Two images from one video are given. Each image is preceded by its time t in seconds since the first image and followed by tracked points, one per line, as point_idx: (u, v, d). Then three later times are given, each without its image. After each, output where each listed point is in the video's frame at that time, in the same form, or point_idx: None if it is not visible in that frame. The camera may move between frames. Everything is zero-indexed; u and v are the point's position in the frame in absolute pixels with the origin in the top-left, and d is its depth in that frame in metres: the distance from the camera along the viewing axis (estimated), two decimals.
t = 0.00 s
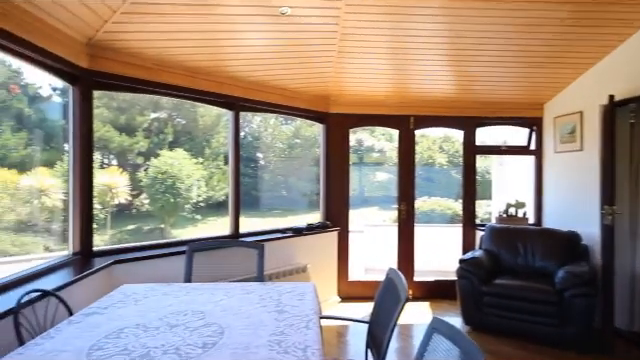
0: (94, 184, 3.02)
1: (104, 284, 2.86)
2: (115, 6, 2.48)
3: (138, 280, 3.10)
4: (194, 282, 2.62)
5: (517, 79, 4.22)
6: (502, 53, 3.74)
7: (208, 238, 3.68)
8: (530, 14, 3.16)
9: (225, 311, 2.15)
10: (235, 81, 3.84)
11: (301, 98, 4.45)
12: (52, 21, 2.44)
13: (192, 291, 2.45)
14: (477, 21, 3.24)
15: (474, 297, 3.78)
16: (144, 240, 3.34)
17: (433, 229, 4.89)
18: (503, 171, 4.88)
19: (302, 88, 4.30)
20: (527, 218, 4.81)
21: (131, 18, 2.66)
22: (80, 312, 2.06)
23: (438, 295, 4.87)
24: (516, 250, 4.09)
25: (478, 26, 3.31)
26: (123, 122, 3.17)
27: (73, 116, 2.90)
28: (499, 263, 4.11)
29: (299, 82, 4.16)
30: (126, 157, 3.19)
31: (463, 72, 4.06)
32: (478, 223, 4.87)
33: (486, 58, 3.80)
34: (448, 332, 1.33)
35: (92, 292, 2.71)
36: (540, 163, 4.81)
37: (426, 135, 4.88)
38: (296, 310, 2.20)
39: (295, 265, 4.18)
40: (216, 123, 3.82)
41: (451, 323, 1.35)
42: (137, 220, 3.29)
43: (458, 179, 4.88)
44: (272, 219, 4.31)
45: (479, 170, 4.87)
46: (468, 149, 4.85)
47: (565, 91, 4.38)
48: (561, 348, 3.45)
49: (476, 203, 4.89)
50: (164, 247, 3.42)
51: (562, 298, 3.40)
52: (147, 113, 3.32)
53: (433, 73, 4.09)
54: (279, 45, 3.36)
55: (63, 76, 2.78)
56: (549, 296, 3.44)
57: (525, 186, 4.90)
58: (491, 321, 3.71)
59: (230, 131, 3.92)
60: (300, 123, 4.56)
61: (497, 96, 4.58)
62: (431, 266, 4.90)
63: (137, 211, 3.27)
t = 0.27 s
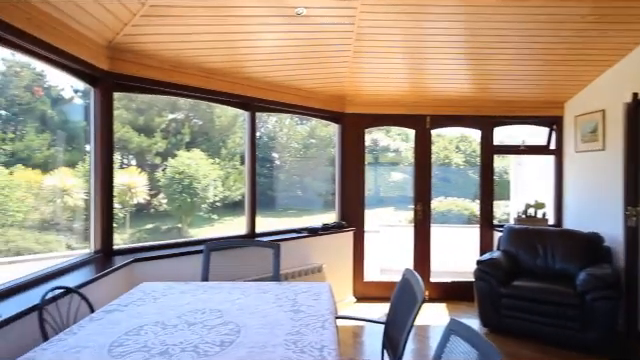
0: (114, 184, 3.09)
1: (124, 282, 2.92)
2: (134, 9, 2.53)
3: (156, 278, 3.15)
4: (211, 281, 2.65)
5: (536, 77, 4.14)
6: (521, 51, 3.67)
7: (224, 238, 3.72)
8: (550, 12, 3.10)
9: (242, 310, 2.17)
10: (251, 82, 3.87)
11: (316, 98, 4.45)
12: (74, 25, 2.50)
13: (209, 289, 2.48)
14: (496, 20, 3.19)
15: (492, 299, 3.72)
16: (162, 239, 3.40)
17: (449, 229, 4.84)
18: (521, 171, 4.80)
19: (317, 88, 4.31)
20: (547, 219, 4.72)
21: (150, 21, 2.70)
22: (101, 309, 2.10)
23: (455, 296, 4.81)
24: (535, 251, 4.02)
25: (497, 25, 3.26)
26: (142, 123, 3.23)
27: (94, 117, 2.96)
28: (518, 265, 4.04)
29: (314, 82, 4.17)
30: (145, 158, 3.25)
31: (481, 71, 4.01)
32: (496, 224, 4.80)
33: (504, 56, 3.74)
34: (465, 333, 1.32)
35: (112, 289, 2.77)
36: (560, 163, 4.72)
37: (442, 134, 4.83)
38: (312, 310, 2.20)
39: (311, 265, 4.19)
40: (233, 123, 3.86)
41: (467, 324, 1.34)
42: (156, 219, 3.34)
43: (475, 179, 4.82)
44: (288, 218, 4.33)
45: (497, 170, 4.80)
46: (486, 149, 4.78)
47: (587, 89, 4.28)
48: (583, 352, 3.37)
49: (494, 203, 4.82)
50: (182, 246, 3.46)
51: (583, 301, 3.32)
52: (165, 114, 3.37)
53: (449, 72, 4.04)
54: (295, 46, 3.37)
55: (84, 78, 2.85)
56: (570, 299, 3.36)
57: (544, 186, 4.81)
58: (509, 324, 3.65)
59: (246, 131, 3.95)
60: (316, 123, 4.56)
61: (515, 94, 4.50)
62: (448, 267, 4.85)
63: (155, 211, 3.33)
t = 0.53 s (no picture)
0: (132, 184, 3.14)
1: (141, 280, 2.97)
2: (151, 11, 2.57)
3: (172, 277, 3.19)
4: (226, 280, 2.67)
5: (554, 76, 4.07)
6: (539, 50, 3.61)
7: (239, 237, 3.74)
8: (569, 10, 3.03)
9: (257, 309, 2.18)
10: (265, 82, 3.89)
11: (330, 98, 4.45)
12: (93, 28, 2.55)
13: (225, 288, 2.50)
14: (513, 18, 3.14)
15: (508, 301, 3.67)
16: (179, 238, 3.44)
17: (465, 230, 4.78)
18: (539, 171, 4.72)
19: (331, 88, 4.31)
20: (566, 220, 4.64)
21: (166, 24, 2.73)
22: (120, 307, 2.14)
23: (471, 297, 4.76)
24: (553, 253, 3.94)
25: (514, 23, 3.20)
26: (158, 123, 3.28)
27: (112, 119, 3.02)
28: (535, 266, 3.98)
29: (328, 82, 4.17)
30: (161, 158, 3.29)
31: (497, 69, 3.95)
32: (513, 225, 4.73)
33: (521, 55, 3.68)
34: (482, 337, 1.29)
35: (129, 288, 2.82)
36: (580, 163, 4.63)
37: (457, 134, 4.78)
38: (326, 310, 2.20)
39: (325, 265, 4.19)
40: (247, 123, 3.88)
41: (484, 327, 1.32)
42: (172, 219, 3.39)
43: (491, 179, 4.76)
44: (302, 218, 4.34)
45: (513, 170, 4.73)
46: (503, 149, 4.71)
47: (607, 87, 4.18)
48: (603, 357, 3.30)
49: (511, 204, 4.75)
50: (197, 245, 3.50)
51: (603, 303, 3.25)
52: (181, 115, 3.40)
53: (464, 72, 4.00)
54: (309, 46, 3.37)
55: (103, 80, 2.90)
56: (590, 302, 3.29)
57: (563, 186, 4.72)
58: (526, 326, 3.59)
59: (261, 131, 3.97)
60: (330, 123, 4.56)
61: (533, 93, 4.42)
62: (463, 268, 4.80)
63: (171, 210, 3.37)
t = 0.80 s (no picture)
0: (149, 184, 3.19)
1: (158, 278, 3.01)
2: (169, 14, 2.61)
3: (189, 276, 3.23)
4: (242, 280, 2.69)
5: (574, 74, 3.99)
6: (558, 47, 3.54)
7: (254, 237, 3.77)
8: (590, 7, 2.97)
9: (273, 309, 2.19)
10: (280, 83, 3.91)
11: (345, 98, 4.45)
12: (113, 30, 2.60)
13: (240, 287, 2.52)
14: (531, 16, 3.08)
15: (527, 303, 3.61)
16: (195, 237, 3.48)
17: (481, 230, 4.72)
18: (558, 171, 4.63)
19: (346, 88, 4.30)
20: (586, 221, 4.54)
21: (183, 26, 2.77)
22: (138, 305, 2.17)
23: (487, 299, 4.70)
24: (573, 254, 3.86)
25: (532, 21, 3.15)
26: (175, 124, 3.32)
27: (130, 120, 3.07)
28: (554, 268, 3.90)
29: (343, 82, 4.16)
30: (177, 158, 3.34)
31: (514, 68, 3.89)
32: (531, 226, 4.65)
33: (540, 53, 3.61)
34: (501, 340, 1.26)
35: (147, 286, 2.86)
36: (601, 163, 4.52)
37: (473, 133, 4.73)
38: (341, 310, 2.20)
39: (339, 265, 4.19)
40: (262, 124, 3.91)
41: (503, 330, 1.30)
42: (188, 218, 3.43)
43: (508, 180, 4.68)
44: (316, 218, 4.34)
45: (531, 169, 4.65)
46: (520, 148, 4.64)
47: (629, 85, 4.08)
48: None
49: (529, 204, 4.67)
50: (213, 244, 3.54)
51: (625, 306, 3.17)
52: (197, 116, 3.44)
53: (480, 70, 3.96)
54: (324, 46, 3.38)
55: (122, 81, 2.95)
56: (611, 305, 3.22)
57: (583, 186, 4.63)
58: (545, 329, 3.52)
59: (275, 131, 3.99)
60: (344, 123, 4.56)
61: (551, 92, 4.34)
62: (479, 269, 4.74)
63: (187, 210, 3.42)
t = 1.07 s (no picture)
0: (168, 183, 3.24)
1: (177, 277, 3.05)
2: (187, 16, 2.65)
3: (206, 275, 3.27)
4: (259, 279, 2.70)
5: (596, 71, 3.89)
6: (579, 45, 3.45)
7: (270, 236, 3.79)
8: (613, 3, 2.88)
9: (289, 308, 2.20)
10: (296, 83, 3.92)
11: (361, 98, 4.44)
12: (133, 33, 2.65)
13: (257, 287, 2.54)
14: (552, 14, 3.01)
15: (547, 306, 3.53)
16: (212, 237, 3.53)
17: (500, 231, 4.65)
18: (580, 171, 4.53)
19: (362, 87, 4.29)
20: (609, 222, 4.44)
21: (201, 27, 2.80)
22: (158, 302, 2.21)
23: (506, 301, 4.62)
24: (596, 256, 3.77)
25: (553, 19, 3.08)
26: (192, 124, 3.37)
27: (149, 121, 3.12)
28: (576, 270, 3.81)
29: (358, 82, 4.15)
30: (195, 158, 3.38)
31: (534, 66, 3.81)
32: (551, 227, 4.56)
33: (561, 50, 3.53)
34: (522, 343, 1.24)
35: (166, 284, 2.91)
36: (625, 162, 4.41)
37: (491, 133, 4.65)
38: (358, 310, 2.20)
39: (356, 265, 4.18)
40: (278, 124, 3.92)
41: (524, 333, 1.27)
42: (205, 218, 3.47)
43: (527, 180, 4.60)
44: (332, 218, 4.34)
45: (551, 169, 4.56)
46: (540, 148, 4.55)
47: None
48: None
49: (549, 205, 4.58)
50: (230, 244, 3.58)
51: None
52: (214, 116, 3.48)
53: (498, 69, 3.89)
54: (340, 46, 3.37)
55: (141, 83, 3.00)
56: (636, 309, 3.12)
57: (606, 186, 4.53)
58: (566, 332, 3.44)
59: (291, 131, 4.01)
60: (360, 123, 4.54)
61: (573, 90, 4.24)
62: (498, 270, 4.66)
63: (205, 209, 3.46)
